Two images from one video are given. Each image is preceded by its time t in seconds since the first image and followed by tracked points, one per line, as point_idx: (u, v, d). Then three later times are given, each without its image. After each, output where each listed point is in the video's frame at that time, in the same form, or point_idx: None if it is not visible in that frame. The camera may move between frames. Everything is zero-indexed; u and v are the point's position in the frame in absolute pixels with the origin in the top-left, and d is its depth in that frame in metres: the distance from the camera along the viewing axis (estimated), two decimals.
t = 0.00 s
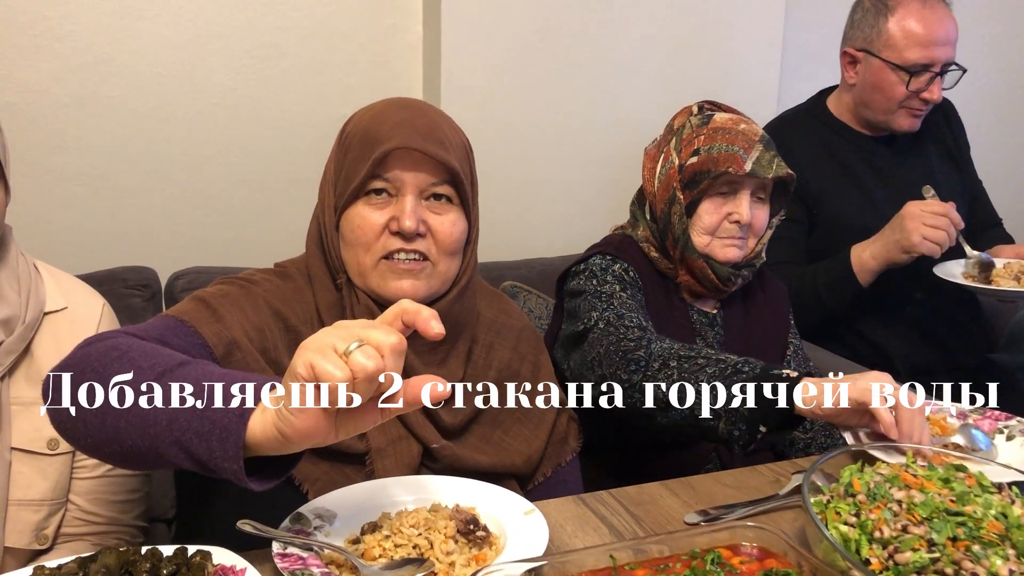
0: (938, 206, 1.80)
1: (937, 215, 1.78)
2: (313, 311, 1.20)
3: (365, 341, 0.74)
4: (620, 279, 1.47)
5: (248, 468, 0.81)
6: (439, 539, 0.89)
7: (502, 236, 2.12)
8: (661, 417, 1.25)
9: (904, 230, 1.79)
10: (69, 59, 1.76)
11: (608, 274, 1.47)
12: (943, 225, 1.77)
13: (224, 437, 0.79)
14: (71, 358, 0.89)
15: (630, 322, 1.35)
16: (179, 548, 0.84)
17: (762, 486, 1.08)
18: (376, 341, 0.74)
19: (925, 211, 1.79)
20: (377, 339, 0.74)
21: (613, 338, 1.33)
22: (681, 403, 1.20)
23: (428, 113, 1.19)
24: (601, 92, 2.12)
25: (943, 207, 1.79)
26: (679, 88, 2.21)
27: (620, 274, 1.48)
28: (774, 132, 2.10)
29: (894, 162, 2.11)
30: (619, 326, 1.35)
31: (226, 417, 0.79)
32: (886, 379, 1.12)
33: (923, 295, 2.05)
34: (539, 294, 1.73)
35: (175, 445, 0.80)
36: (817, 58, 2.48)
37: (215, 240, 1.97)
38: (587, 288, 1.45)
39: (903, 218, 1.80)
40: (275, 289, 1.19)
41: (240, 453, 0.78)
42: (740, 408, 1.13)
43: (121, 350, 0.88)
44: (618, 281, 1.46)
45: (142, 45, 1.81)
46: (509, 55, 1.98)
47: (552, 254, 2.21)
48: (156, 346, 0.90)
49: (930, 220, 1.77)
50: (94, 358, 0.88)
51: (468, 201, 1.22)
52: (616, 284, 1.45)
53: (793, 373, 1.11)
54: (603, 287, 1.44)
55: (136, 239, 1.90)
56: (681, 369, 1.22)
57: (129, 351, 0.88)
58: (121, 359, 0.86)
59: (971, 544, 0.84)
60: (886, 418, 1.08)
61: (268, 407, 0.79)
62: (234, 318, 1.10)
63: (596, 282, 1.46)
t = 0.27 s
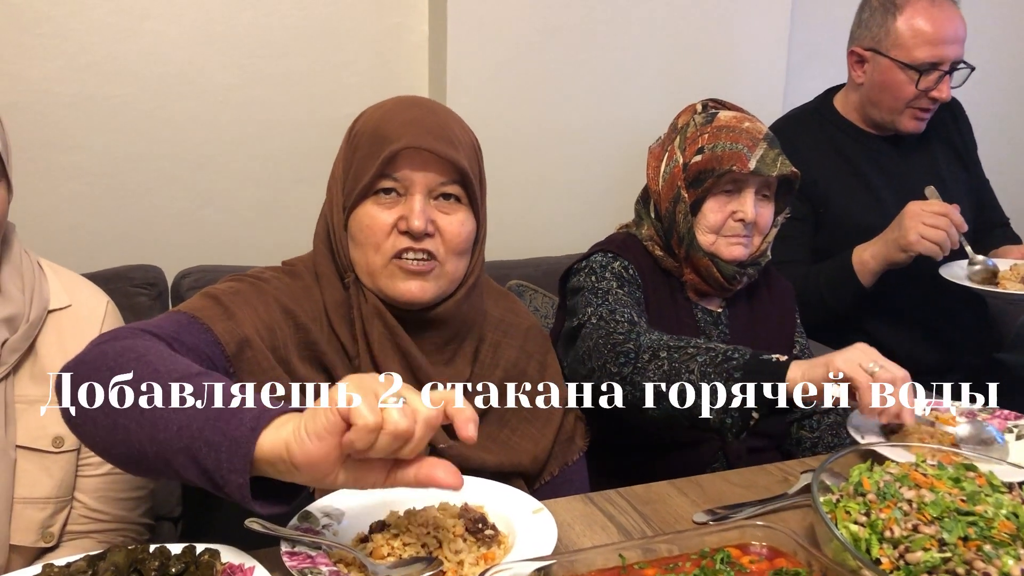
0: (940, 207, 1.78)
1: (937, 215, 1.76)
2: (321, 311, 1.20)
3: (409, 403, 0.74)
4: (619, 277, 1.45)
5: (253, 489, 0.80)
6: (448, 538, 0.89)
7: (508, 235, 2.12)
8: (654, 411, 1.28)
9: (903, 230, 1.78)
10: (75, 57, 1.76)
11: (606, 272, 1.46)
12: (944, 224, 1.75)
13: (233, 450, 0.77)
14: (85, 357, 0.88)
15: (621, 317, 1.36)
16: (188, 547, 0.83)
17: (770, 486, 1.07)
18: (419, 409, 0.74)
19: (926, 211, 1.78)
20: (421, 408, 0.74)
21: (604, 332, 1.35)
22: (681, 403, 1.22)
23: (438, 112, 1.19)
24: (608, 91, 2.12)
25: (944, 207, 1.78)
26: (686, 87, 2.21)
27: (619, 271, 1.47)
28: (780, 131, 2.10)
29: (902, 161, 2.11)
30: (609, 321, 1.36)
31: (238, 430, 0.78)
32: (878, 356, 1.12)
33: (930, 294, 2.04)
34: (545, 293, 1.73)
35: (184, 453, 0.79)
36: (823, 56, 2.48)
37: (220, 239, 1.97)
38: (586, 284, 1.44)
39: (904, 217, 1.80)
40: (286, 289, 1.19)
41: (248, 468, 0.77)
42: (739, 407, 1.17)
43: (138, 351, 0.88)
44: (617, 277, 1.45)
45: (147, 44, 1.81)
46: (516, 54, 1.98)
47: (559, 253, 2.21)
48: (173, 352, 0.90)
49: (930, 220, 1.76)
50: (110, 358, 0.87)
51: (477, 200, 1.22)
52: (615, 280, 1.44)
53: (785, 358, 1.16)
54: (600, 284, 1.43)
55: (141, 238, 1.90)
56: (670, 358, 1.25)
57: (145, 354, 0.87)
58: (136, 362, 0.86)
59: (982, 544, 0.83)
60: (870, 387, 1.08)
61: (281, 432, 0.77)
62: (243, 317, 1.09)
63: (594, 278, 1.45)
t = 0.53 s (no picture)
0: (956, 207, 1.75)
1: (953, 215, 1.75)
2: (331, 309, 1.19)
3: (459, 424, 0.64)
4: (619, 276, 1.45)
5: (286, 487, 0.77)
6: (458, 534, 0.88)
7: (514, 233, 2.12)
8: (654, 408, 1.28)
9: (920, 232, 1.76)
10: (81, 56, 1.76)
11: (607, 270, 1.45)
12: (959, 225, 1.74)
13: (258, 462, 0.75)
14: (96, 364, 0.87)
15: (615, 317, 1.35)
16: (198, 543, 0.83)
17: (781, 484, 1.07)
18: (472, 427, 0.64)
19: (941, 212, 1.75)
20: (474, 425, 0.63)
21: (598, 333, 1.34)
22: (681, 403, 1.23)
23: (450, 109, 1.19)
24: (614, 89, 2.11)
25: (959, 206, 1.76)
26: (692, 85, 2.21)
27: (619, 270, 1.46)
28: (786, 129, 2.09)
29: (909, 159, 2.10)
30: (604, 322, 1.35)
31: (261, 446, 0.75)
32: (880, 352, 1.04)
33: (938, 293, 2.03)
34: (551, 291, 1.73)
35: (210, 466, 0.78)
36: (829, 54, 2.47)
37: (225, 237, 1.97)
38: (586, 283, 1.44)
39: (917, 217, 1.78)
40: (296, 289, 1.18)
41: (277, 479, 0.75)
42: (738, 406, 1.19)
43: (148, 356, 0.86)
44: (617, 277, 1.44)
45: (153, 41, 1.81)
46: (522, 51, 1.97)
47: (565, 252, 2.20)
48: (184, 354, 0.87)
49: (945, 221, 1.74)
50: (122, 364, 0.85)
51: (488, 198, 1.22)
52: (614, 279, 1.43)
53: (784, 344, 1.15)
54: (599, 284, 1.42)
55: (147, 236, 1.90)
56: (669, 355, 1.24)
57: (157, 360, 0.85)
58: (149, 369, 0.84)
59: (996, 542, 0.83)
60: (859, 390, 1.04)
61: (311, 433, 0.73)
62: (253, 317, 1.09)
63: (595, 277, 1.44)
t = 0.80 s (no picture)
0: (948, 210, 1.73)
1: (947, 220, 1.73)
2: (338, 317, 1.19)
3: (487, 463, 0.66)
4: (620, 292, 1.43)
5: (311, 488, 0.77)
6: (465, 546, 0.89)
7: (519, 239, 2.11)
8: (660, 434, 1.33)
9: (915, 241, 1.75)
10: (88, 61, 1.76)
11: (609, 287, 1.44)
12: (953, 229, 1.73)
13: (286, 469, 0.76)
14: (108, 378, 0.86)
15: (621, 342, 1.35)
16: (205, 555, 0.84)
17: (787, 494, 1.07)
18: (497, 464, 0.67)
19: (933, 219, 1.74)
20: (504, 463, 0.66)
21: (604, 360, 1.36)
22: (682, 403, 1.28)
23: (456, 117, 1.19)
24: (620, 94, 2.11)
25: (949, 209, 1.73)
26: (698, 90, 2.20)
27: (623, 286, 1.45)
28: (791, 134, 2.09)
29: (915, 165, 2.10)
30: (608, 347, 1.36)
31: (286, 448, 0.75)
32: (865, 360, 1.13)
33: (944, 299, 2.03)
34: (557, 298, 1.73)
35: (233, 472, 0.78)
36: (836, 59, 2.46)
37: (231, 242, 1.97)
38: (590, 301, 1.43)
39: (911, 231, 1.76)
40: (303, 298, 1.18)
41: (305, 482, 0.75)
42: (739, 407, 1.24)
43: (159, 370, 0.85)
44: (619, 293, 1.43)
45: (160, 46, 1.81)
46: (528, 57, 1.97)
47: (570, 256, 2.20)
48: (196, 363, 0.87)
49: (940, 229, 1.73)
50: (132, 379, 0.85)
51: (494, 206, 1.22)
52: (618, 297, 1.42)
53: (787, 374, 1.21)
54: (601, 301, 1.42)
55: (152, 240, 1.90)
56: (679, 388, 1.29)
57: (169, 371, 0.85)
58: (162, 381, 0.84)
59: (1005, 556, 0.82)
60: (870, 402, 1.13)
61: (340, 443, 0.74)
62: (261, 328, 1.09)
63: (597, 295, 1.43)
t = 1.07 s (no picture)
0: (952, 223, 1.70)
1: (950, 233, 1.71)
2: (342, 322, 1.20)
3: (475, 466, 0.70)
4: (627, 309, 1.44)
5: (308, 499, 0.78)
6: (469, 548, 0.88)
7: (523, 242, 2.12)
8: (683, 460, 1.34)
9: (917, 251, 1.75)
10: (94, 64, 1.77)
11: (614, 304, 1.44)
12: (956, 241, 1.72)
13: (288, 479, 0.76)
14: (110, 386, 0.86)
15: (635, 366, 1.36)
16: (209, 556, 0.83)
17: (792, 497, 1.06)
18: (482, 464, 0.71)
19: (936, 230, 1.72)
20: (490, 464, 0.70)
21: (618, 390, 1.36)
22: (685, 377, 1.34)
23: (465, 123, 1.19)
24: (624, 97, 2.11)
25: (953, 221, 1.71)
26: (702, 93, 2.20)
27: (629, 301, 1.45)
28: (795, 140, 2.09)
29: (920, 168, 2.09)
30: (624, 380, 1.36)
31: (285, 462, 0.76)
32: (882, 378, 1.14)
33: (949, 303, 2.02)
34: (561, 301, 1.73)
35: (234, 483, 0.78)
36: (840, 62, 2.46)
37: (235, 244, 1.98)
38: (597, 318, 1.43)
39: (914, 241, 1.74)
40: (307, 301, 1.19)
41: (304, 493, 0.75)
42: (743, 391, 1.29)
43: (161, 376, 0.85)
44: (626, 311, 1.43)
45: (166, 49, 1.82)
46: (532, 60, 1.97)
47: (574, 260, 2.20)
48: (197, 369, 0.87)
49: (943, 241, 1.71)
50: (135, 386, 0.85)
51: (501, 210, 1.22)
52: (625, 315, 1.43)
53: (809, 405, 1.23)
54: (609, 318, 1.43)
55: (157, 242, 1.90)
56: (697, 421, 1.30)
57: (170, 380, 0.85)
58: (163, 390, 0.84)
59: (1011, 561, 0.82)
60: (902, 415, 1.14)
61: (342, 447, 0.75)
62: (265, 333, 1.09)
63: (604, 312, 1.43)
